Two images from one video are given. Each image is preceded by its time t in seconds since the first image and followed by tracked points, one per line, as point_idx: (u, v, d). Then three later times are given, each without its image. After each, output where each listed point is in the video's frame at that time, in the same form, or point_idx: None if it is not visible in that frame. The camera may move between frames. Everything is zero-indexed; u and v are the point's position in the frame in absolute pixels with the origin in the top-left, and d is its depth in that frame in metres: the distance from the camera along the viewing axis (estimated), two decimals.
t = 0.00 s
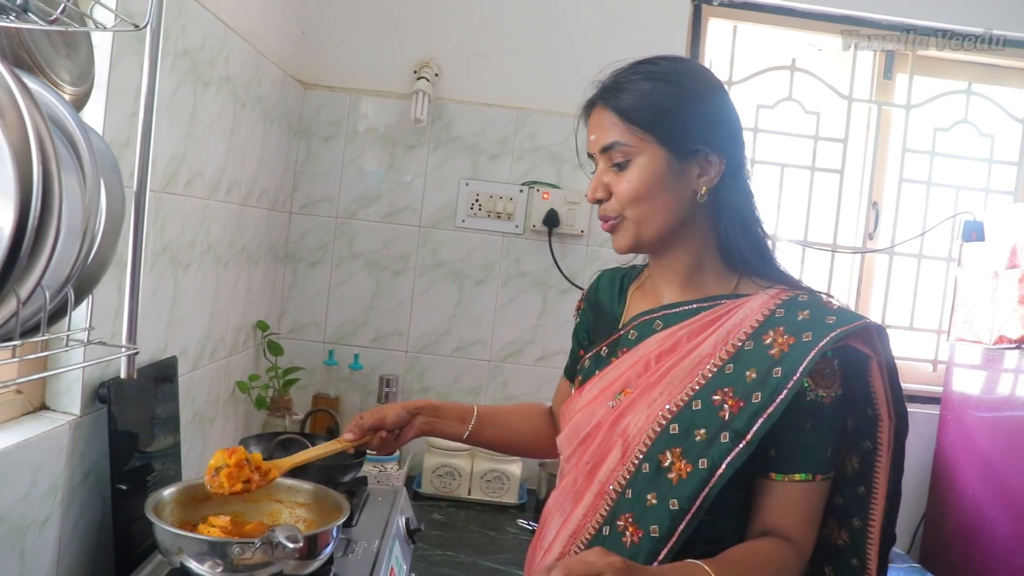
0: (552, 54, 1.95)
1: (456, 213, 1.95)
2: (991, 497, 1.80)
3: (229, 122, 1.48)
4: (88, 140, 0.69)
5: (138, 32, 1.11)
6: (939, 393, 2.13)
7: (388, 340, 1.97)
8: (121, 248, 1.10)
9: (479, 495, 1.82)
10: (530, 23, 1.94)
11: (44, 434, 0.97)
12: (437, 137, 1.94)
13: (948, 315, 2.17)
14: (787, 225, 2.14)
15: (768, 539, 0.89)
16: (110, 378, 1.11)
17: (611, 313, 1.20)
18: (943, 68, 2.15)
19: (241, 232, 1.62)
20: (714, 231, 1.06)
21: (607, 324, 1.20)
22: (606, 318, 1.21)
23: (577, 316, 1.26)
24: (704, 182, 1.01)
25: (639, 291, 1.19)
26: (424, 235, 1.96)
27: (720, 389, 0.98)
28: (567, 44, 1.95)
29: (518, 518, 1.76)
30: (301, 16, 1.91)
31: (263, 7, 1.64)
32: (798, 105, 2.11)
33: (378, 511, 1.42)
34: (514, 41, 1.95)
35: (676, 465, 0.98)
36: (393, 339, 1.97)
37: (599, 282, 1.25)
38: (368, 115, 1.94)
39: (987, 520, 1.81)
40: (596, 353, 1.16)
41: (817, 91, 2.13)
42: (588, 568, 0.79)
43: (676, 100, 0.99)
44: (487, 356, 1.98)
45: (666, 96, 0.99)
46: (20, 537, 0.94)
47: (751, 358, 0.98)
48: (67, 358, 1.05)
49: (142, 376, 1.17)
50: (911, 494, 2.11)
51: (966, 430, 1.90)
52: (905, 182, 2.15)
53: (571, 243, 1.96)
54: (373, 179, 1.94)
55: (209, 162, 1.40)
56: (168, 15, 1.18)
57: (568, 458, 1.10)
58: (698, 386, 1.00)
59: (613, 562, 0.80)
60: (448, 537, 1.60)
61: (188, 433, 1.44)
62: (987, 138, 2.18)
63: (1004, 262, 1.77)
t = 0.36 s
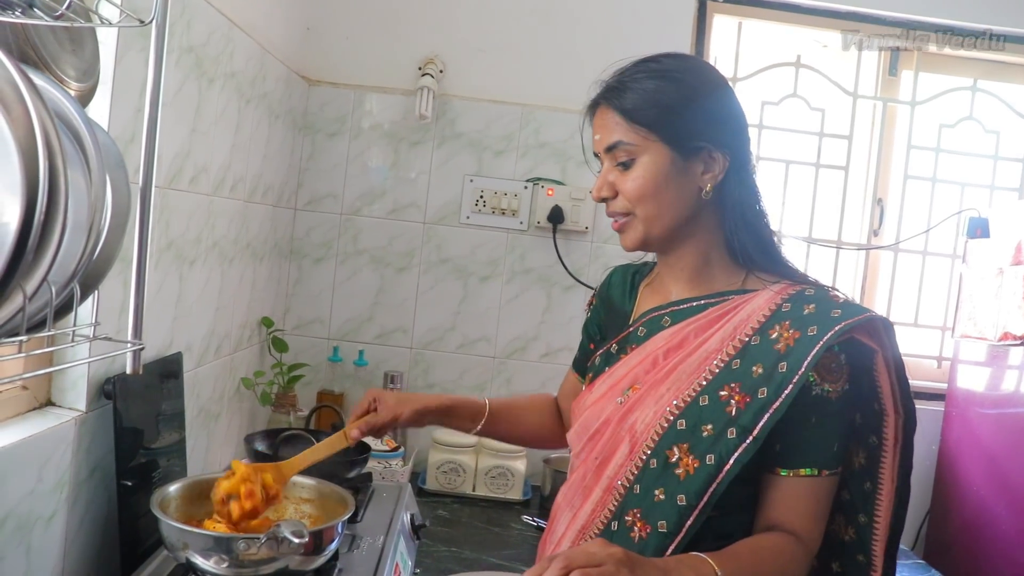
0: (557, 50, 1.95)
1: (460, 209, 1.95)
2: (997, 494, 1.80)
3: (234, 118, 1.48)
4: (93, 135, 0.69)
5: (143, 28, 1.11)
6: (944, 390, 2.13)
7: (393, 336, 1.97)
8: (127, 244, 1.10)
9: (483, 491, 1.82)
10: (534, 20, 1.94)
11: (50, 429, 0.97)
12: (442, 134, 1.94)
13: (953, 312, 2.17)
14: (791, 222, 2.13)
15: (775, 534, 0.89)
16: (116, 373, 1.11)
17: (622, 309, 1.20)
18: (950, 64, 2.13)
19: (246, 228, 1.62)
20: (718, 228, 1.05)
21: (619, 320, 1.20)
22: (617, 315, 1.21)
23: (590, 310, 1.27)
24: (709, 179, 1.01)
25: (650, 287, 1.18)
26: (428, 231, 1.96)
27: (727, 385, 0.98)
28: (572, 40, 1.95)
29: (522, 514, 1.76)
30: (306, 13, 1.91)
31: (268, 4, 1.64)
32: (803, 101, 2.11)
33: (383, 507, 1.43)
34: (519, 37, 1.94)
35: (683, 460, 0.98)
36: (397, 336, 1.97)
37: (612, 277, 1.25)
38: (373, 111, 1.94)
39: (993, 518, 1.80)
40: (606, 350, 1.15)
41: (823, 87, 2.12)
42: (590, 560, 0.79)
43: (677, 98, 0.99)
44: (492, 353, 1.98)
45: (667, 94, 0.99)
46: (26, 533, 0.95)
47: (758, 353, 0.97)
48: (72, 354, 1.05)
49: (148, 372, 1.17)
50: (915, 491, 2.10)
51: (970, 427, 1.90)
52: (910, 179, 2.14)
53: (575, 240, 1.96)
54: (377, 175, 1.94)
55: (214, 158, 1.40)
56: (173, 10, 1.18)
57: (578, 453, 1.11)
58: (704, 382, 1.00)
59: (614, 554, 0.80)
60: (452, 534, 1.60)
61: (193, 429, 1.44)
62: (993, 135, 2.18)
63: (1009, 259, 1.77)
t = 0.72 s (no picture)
0: (561, 48, 1.95)
1: (464, 207, 1.95)
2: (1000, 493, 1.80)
3: (238, 115, 1.48)
4: (100, 133, 0.69)
5: (149, 25, 1.11)
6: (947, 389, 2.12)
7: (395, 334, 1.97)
8: (132, 241, 1.10)
9: (486, 488, 1.82)
10: (538, 17, 1.94)
11: (54, 426, 0.97)
12: (445, 132, 1.94)
13: (956, 311, 2.17)
14: (795, 220, 2.13)
15: (780, 533, 0.89)
16: (120, 370, 1.11)
17: (626, 306, 1.20)
18: (953, 63, 2.13)
19: (249, 226, 1.62)
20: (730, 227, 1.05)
21: (624, 315, 1.20)
22: (623, 310, 1.21)
23: (597, 287, 1.29)
24: (721, 181, 1.01)
25: (659, 283, 1.18)
26: (431, 229, 1.96)
27: (733, 384, 0.98)
28: (576, 38, 1.94)
29: (525, 512, 1.76)
30: (310, 10, 1.91)
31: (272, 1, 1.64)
32: (807, 100, 2.11)
33: (386, 504, 1.43)
34: (523, 35, 1.94)
35: (688, 459, 0.98)
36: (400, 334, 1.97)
37: (627, 266, 1.25)
38: (376, 109, 1.93)
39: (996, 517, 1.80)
40: (614, 345, 1.15)
41: (827, 86, 2.11)
42: (597, 551, 0.79)
43: (689, 100, 0.99)
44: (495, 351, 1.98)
45: (679, 96, 0.99)
46: (30, 529, 0.95)
47: (764, 352, 0.97)
48: (77, 351, 1.05)
49: (152, 368, 1.17)
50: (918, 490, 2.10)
51: (973, 427, 1.89)
52: (914, 178, 2.14)
53: (579, 238, 1.96)
54: (380, 173, 1.94)
55: (218, 155, 1.41)
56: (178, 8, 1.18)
57: (585, 450, 1.11)
58: (710, 380, 1.00)
59: (620, 545, 0.79)
60: (455, 531, 1.60)
61: (196, 426, 1.44)
62: (996, 134, 2.17)
63: (1012, 258, 1.77)
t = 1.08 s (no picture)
0: (565, 47, 1.94)
1: (466, 206, 1.95)
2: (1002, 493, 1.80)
3: (241, 114, 1.48)
4: (104, 130, 0.69)
5: (153, 23, 1.11)
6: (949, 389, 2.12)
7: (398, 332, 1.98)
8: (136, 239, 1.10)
9: (488, 487, 1.82)
10: (542, 16, 1.94)
11: (57, 423, 0.97)
12: (448, 130, 1.94)
13: (959, 311, 2.16)
14: (797, 220, 2.13)
15: (784, 534, 0.89)
16: (123, 368, 1.11)
17: (629, 303, 1.19)
18: (956, 63, 2.12)
19: (252, 224, 1.62)
20: (739, 227, 1.05)
21: (627, 313, 1.19)
22: (626, 306, 1.20)
23: (600, 274, 1.29)
24: (733, 180, 1.01)
25: (663, 277, 1.17)
26: (434, 227, 1.96)
27: (739, 385, 0.98)
28: (579, 37, 1.94)
29: (527, 511, 1.76)
30: (313, 8, 1.91)
31: None
32: (810, 100, 2.10)
33: (388, 502, 1.43)
34: (526, 34, 1.94)
35: (694, 460, 0.98)
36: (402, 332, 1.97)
37: (633, 259, 1.25)
38: (379, 107, 1.93)
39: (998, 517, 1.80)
40: (616, 341, 1.15)
41: (830, 86, 2.11)
42: (599, 552, 0.79)
43: (709, 95, 0.99)
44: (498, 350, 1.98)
45: (699, 90, 0.99)
46: (34, 526, 0.95)
47: (771, 353, 0.97)
48: (80, 348, 1.05)
49: (154, 366, 1.18)
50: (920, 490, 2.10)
51: (975, 427, 1.89)
52: (917, 178, 2.13)
53: (581, 237, 1.96)
54: (383, 172, 1.94)
55: (221, 153, 1.41)
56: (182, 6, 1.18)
57: (590, 448, 1.10)
58: (716, 380, 1.00)
59: (623, 547, 0.80)
60: (457, 530, 1.60)
61: (198, 424, 1.44)
62: (999, 134, 2.17)
63: (1016, 258, 1.77)
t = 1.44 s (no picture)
0: (568, 45, 1.94)
1: (469, 204, 1.95)
2: (1005, 492, 1.80)
3: (245, 112, 1.48)
4: (109, 130, 0.69)
5: (155, 21, 1.11)
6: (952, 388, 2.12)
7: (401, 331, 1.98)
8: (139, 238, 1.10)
9: (491, 486, 1.82)
10: (545, 14, 1.94)
11: (61, 422, 0.97)
12: (451, 129, 1.94)
13: (962, 310, 2.16)
14: (800, 219, 2.13)
15: (791, 532, 0.89)
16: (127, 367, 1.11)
17: (637, 302, 1.19)
18: (961, 62, 2.12)
19: (255, 223, 1.62)
20: (742, 225, 1.05)
21: (632, 312, 1.19)
22: (631, 306, 1.20)
23: (603, 283, 1.29)
24: (737, 177, 1.01)
25: (667, 278, 1.18)
26: (437, 226, 1.96)
27: (745, 384, 0.98)
28: (582, 36, 1.94)
29: (530, 510, 1.76)
30: (316, 7, 1.91)
31: None
32: (813, 98, 2.10)
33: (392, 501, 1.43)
34: (528, 32, 1.94)
35: (700, 459, 0.98)
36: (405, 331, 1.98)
37: (633, 261, 1.24)
38: (382, 106, 1.93)
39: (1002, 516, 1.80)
40: (620, 341, 1.15)
41: (833, 84, 2.11)
42: (609, 537, 0.79)
43: (712, 92, 0.99)
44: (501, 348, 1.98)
45: (703, 87, 0.99)
46: (38, 525, 0.95)
47: (777, 352, 0.97)
48: (84, 347, 1.05)
49: (158, 365, 1.18)
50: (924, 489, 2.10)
51: (979, 426, 1.89)
52: (920, 176, 2.13)
53: (584, 236, 1.95)
54: (386, 170, 1.94)
55: (225, 153, 1.41)
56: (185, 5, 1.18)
57: (595, 448, 1.10)
58: (722, 379, 1.00)
59: (632, 532, 0.80)
60: (460, 529, 1.60)
61: (202, 423, 1.44)
62: (1003, 132, 2.16)
63: (1019, 257, 1.77)
